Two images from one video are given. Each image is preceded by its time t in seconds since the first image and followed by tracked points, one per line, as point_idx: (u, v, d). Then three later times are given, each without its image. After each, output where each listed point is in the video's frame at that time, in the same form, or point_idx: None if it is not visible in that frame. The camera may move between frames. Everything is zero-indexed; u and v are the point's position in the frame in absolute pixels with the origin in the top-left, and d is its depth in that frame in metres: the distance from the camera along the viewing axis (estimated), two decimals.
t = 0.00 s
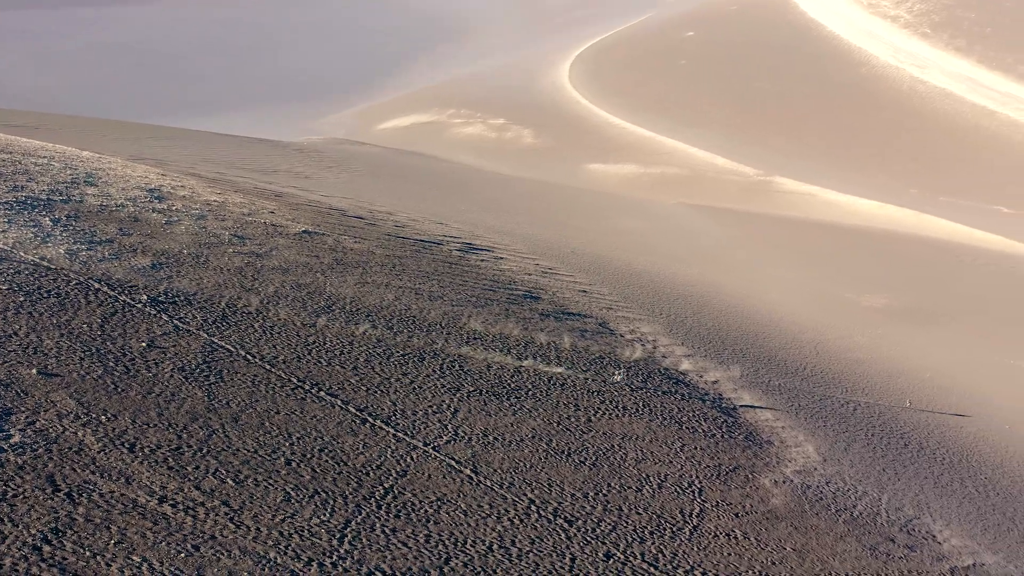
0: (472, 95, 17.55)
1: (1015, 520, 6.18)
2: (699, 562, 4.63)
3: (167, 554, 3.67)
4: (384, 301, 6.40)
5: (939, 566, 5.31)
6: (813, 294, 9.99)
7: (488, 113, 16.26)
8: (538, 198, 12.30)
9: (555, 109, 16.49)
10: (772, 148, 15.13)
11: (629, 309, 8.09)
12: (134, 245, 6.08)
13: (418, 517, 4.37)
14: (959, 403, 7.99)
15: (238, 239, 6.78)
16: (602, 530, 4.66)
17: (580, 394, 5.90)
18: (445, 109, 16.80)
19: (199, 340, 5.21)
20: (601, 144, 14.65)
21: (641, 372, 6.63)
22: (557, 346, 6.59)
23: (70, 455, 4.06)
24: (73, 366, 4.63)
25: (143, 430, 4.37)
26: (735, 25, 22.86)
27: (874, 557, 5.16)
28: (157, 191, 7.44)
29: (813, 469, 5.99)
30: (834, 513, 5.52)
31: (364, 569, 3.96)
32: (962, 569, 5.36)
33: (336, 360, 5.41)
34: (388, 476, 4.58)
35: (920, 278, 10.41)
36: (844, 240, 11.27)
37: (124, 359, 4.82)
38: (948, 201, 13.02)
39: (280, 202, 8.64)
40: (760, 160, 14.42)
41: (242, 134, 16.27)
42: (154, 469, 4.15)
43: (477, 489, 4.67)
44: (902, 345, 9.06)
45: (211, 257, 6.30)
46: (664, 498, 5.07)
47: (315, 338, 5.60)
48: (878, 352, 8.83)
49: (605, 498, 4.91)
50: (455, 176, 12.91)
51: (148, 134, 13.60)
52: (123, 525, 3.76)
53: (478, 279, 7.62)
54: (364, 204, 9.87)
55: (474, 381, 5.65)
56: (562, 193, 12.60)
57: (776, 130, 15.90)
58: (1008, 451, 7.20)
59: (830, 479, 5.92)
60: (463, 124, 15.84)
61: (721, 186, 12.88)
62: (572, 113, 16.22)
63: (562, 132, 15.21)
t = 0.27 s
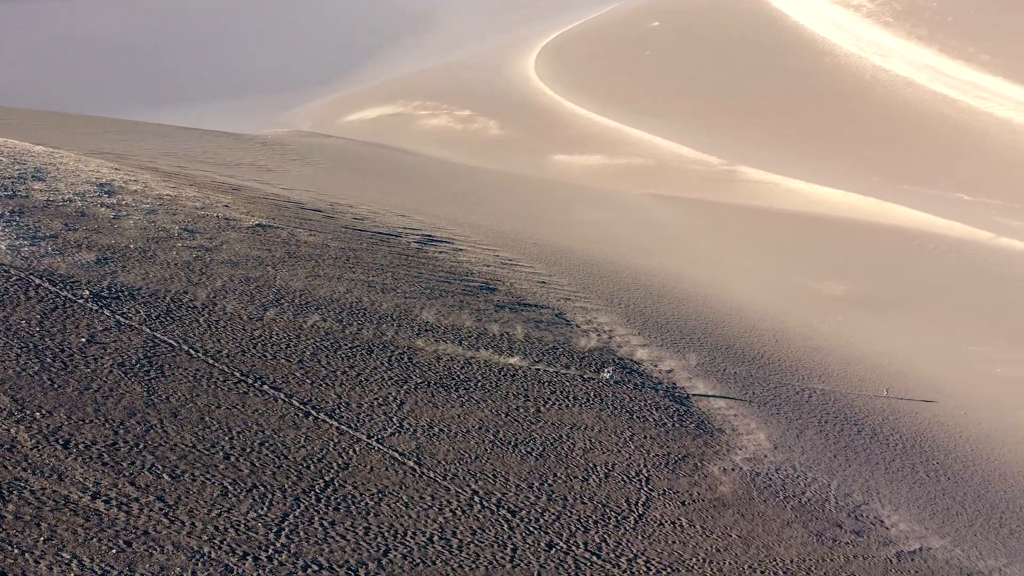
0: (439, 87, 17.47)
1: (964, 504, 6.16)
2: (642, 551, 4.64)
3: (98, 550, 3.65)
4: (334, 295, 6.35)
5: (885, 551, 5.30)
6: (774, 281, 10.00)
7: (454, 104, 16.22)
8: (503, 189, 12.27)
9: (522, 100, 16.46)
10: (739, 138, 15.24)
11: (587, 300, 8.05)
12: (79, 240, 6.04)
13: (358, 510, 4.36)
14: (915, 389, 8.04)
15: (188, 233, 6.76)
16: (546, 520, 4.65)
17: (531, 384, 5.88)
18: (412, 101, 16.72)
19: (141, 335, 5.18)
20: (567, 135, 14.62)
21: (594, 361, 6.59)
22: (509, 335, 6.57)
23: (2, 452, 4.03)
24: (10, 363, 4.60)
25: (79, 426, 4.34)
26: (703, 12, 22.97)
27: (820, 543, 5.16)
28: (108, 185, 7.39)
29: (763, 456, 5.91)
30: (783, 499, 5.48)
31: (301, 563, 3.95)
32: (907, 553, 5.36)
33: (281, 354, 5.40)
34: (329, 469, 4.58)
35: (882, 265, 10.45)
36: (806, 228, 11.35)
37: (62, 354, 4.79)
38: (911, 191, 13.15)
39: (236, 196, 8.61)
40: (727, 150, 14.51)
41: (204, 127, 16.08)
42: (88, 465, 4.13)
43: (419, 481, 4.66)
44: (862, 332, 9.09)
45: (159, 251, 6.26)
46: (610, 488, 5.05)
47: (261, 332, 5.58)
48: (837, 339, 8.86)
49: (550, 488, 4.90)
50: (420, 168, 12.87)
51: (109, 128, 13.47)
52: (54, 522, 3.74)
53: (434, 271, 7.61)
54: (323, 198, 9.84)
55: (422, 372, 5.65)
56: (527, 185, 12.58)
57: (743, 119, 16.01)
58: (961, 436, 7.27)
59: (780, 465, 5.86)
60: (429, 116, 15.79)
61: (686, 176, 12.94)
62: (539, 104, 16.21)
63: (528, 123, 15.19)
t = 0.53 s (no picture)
0: (410, 79, 17.39)
1: (919, 491, 6.16)
2: (590, 541, 4.63)
3: (30, 548, 3.60)
4: (290, 290, 6.32)
5: (836, 538, 5.30)
6: (740, 271, 10.01)
7: (425, 96, 16.16)
8: (472, 180, 12.24)
9: (494, 91, 16.42)
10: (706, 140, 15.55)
11: (550, 292, 8.04)
12: (26, 236, 5.96)
13: (301, 504, 4.33)
14: (877, 376, 8.06)
15: (141, 227, 6.71)
16: (492, 511, 4.63)
17: (484, 376, 5.86)
18: (381, 93, 16.65)
19: (86, 331, 5.13)
20: (537, 126, 14.60)
21: (551, 352, 6.58)
22: (466, 327, 6.56)
23: None
24: None
25: (16, 424, 4.29)
26: (680, 11, 23.38)
27: (770, 530, 5.16)
28: (62, 180, 7.32)
29: (718, 445, 5.88)
30: (736, 487, 5.46)
31: (239, 557, 3.91)
32: (858, 540, 5.36)
33: (230, 349, 5.36)
34: (273, 463, 4.55)
35: (849, 252, 10.47)
36: (775, 217, 11.36)
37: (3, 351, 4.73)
38: (879, 181, 13.23)
39: (196, 191, 8.56)
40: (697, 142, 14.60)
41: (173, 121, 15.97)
42: (24, 463, 4.08)
43: (365, 474, 4.64)
44: (827, 319, 9.09)
45: (109, 247, 6.21)
46: (561, 479, 5.04)
47: (211, 327, 5.54)
48: (801, 326, 8.87)
49: (499, 479, 4.88)
50: (389, 161, 12.83)
51: (74, 122, 13.33)
52: None
53: (394, 263, 7.58)
54: (287, 192, 9.81)
55: (374, 365, 5.63)
56: (497, 176, 12.56)
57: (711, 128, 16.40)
58: (920, 424, 7.31)
59: (734, 454, 5.83)
60: (399, 108, 15.73)
61: (656, 166, 12.98)
62: (510, 95, 16.17)
63: (499, 114, 15.15)
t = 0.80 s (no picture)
0: (383, 70, 17.32)
1: (876, 478, 6.16)
2: (539, 531, 4.62)
3: None
4: (246, 284, 6.26)
5: (789, 526, 5.30)
6: (710, 260, 10.01)
7: (397, 87, 16.10)
8: (443, 172, 12.18)
9: (467, 82, 16.37)
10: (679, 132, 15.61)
11: (513, 283, 8.03)
12: None
13: (245, 499, 4.30)
14: (842, 364, 8.07)
15: (96, 222, 6.63)
16: (441, 504, 4.61)
17: (440, 368, 5.84)
18: (354, 85, 16.57)
19: (32, 327, 5.07)
20: (510, 117, 14.56)
21: (510, 343, 6.56)
22: (424, 319, 6.54)
23: None
24: None
25: None
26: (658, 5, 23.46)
27: (723, 519, 5.16)
28: (17, 175, 7.23)
29: (674, 435, 5.87)
30: (690, 476, 5.46)
31: (179, 552, 3.87)
32: (812, 527, 5.36)
33: (180, 344, 5.32)
34: (218, 458, 4.51)
35: (819, 242, 10.49)
36: (746, 206, 11.38)
37: None
38: (850, 171, 13.27)
39: (157, 185, 8.49)
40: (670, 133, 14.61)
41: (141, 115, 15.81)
42: None
43: (312, 468, 4.61)
44: (794, 307, 9.11)
45: (62, 242, 6.13)
46: (513, 470, 5.02)
47: (162, 322, 5.49)
48: (768, 315, 8.88)
49: (450, 472, 4.86)
50: (360, 154, 12.78)
51: (41, 116, 13.17)
52: None
53: (356, 256, 7.54)
54: (253, 186, 9.75)
55: (328, 358, 5.60)
56: (469, 168, 12.51)
57: (684, 122, 16.49)
58: (882, 411, 7.32)
59: (690, 443, 5.82)
60: (372, 100, 15.67)
61: (629, 157, 12.98)
62: (482, 86, 16.12)
63: (471, 105, 15.12)
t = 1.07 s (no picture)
0: (361, 63, 17.26)
1: (840, 467, 6.18)
2: (495, 524, 4.61)
3: None
4: (208, 279, 6.21)
5: (750, 516, 5.31)
6: (683, 253, 10.03)
7: (374, 80, 16.05)
8: (418, 168, 12.19)
9: (445, 75, 16.31)
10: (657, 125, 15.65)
11: (482, 276, 8.02)
12: None
13: (196, 494, 4.26)
14: (812, 355, 8.10)
15: (57, 217, 6.55)
16: (397, 498, 4.59)
17: (402, 362, 5.82)
18: (331, 77, 16.51)
19: None
20: (486, 109, 14.53)
21: (476, 337, 6.55)
22: (389, 313, 6.52)
23: None
24: None
25: None
26: None
27: (683, 510, 5.16)
28: None
29: (637, 427, 5.87)
30: (652, 467, 5.46)
31: (126, 549, 3.83)
32: (773, 517, 5.37)
33: (137, 339, 5.27)
34: (171, 453, 4.48)
35: (793, 234, 10.53)
36: (721, 198, 11.40)
37: None
38: (827, 162, 13.32)
39: (124, 179, 8.41)
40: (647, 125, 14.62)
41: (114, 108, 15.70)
42: None
43: (266, 463, 4.58)
44: (766, 298, 9.14)
45: (20, 238, 6.05)
46: (471, 462, 5.01)
47: (119, 317, 5.44)
48: (739, 306, 8.90)
49: (407, 465, 4.84)
50: (335, 149, 12.76)
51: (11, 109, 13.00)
52: None
53: (323, 250, 7.51)
54: (223, 181, 9.70)
55: (288, 352, 5.56)
56: (445, 161, 12.49)
57: (663, 113, 16.52)
58: (849, 400, 7.34)
59: (653, 435, 5.83)
60: (348, 93, 15.62)
61: (606, 149, 12.98)
62: (459, 78, 16.10)
63: (448, 97, 15.09)
